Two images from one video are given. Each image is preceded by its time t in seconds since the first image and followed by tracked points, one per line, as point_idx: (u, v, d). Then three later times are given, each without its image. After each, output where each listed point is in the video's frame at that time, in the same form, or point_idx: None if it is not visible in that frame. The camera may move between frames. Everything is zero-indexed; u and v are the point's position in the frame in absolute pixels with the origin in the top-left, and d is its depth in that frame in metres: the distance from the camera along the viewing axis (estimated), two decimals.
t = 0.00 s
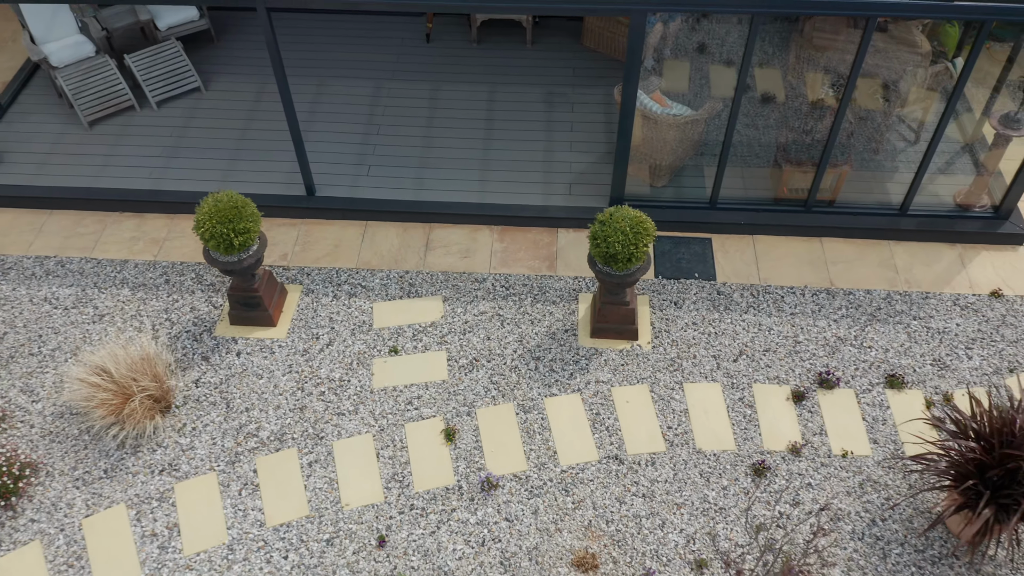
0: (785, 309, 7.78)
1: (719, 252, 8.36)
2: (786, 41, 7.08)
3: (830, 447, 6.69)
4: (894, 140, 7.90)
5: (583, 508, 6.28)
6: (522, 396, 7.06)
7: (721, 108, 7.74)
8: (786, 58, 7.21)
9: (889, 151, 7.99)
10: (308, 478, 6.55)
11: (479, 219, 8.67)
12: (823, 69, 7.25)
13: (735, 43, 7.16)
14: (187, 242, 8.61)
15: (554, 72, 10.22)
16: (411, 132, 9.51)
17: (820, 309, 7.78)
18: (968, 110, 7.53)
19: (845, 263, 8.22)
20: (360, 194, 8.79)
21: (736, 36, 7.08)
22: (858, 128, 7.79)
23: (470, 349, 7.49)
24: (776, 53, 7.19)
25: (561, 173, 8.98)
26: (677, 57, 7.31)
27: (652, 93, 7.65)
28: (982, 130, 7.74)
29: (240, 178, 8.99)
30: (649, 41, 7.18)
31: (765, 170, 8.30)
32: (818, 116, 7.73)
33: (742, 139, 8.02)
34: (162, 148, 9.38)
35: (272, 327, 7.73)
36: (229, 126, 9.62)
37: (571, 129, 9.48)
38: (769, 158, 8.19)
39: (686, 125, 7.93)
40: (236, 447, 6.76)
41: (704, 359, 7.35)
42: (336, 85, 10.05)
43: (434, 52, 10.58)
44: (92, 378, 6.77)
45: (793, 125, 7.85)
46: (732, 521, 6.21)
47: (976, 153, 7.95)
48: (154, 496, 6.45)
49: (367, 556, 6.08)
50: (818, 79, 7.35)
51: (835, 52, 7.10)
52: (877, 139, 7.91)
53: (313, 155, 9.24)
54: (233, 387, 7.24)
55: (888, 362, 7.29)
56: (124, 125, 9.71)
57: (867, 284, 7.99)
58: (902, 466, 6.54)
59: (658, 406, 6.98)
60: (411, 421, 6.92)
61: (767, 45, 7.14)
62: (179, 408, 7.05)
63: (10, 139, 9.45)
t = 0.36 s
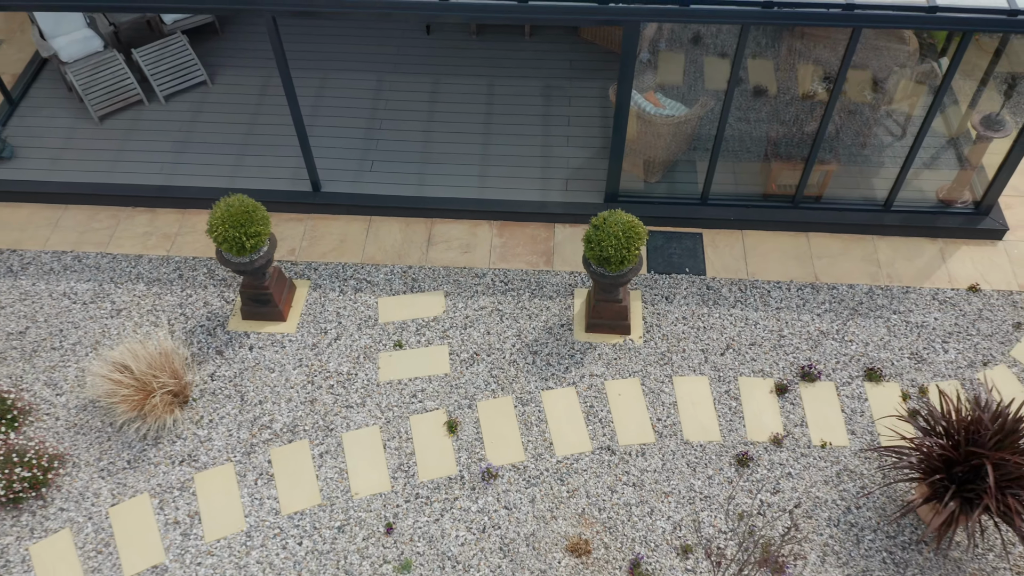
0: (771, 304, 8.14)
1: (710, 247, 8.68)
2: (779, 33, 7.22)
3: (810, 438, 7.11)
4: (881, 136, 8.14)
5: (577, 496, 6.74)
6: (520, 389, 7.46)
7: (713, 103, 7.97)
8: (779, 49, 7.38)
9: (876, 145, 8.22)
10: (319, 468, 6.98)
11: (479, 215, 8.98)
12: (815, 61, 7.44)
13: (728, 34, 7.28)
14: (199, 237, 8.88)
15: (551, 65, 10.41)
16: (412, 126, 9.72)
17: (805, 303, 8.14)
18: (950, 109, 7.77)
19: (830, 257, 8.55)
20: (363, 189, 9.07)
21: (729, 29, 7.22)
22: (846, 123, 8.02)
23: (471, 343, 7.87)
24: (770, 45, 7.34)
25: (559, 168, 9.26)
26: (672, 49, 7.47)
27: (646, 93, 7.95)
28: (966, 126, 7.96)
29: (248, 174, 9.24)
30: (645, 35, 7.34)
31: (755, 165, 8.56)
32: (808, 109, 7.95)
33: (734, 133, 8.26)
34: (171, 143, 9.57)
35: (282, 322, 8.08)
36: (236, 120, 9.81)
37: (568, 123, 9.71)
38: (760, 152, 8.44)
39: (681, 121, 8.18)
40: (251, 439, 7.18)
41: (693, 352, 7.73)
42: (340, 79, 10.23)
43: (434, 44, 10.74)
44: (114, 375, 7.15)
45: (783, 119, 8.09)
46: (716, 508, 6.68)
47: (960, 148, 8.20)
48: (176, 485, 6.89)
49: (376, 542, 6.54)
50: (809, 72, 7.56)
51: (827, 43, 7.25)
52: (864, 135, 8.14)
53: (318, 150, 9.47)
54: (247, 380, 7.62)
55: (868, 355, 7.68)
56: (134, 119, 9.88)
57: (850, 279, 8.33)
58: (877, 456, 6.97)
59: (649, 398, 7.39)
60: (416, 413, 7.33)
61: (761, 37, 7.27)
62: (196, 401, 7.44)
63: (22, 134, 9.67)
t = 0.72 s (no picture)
0: (757, 306, 8.62)
1: (700, 251, 9.13)
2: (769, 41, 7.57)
3: (791, 436, 7.63)
4: (866, 141, 8.53)
5: (574, 491, 7.28)
6: (521, 390, 7.97)
7: (706, 110, 8.34)
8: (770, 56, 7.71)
9: (861, 150, 8.61)
10: (335, 465, 7.52)
11: (482, 220, 9.40)
12: (805, 66, 7.78)
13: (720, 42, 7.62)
14: (215, 242, 9.30)
15: (550, 70, 10.76)
16: (417, 132, 10.11)
17: (790, 306, 8.62)
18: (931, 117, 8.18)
19: (815, 261, 9.00)
20: (372, 195, 9.48)
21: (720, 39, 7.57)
22: (833, 128, 8.40)
23: (475, 345, 8.36)
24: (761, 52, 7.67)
25: (558, 174, 9.66)
26: (666, 54, 7.80)
27: (641, 105, 8.37)
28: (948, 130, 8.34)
29: (261, 180, 9.63)
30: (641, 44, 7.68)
31: (745, 170, 8.96)
32: (797, 114, 8.31)
33: (726, 138, 8.63)
34: (187, 149, 9.95)
35: (297, 325, 8.56)
36: (248, 126, 10.17)
37: (567, 129, 10.10)
38: (750, 157, 8.82)
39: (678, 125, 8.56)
40: (271, 437, 7.70)
41: (684, 354, 8.23)
42: (347, 84, 10.59)
43: (437, 48, 11.07)
44: (142, 379, 7.64)
45: (773, 124, 8.44)
46: (702, 502, 7.23)
47: (941, 155, 8.60)
48: (202, 482, 7.43)
49: (388, 534, 7.09)
50: (798, 78, 7.92)
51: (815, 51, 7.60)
52: (850, 140, 8.52)
53: (327, 155, 9.85)
54: (265, 381, 8.12)
55: (848, 357, 8.17)
56: (150, 125, 10.24)
57: (833, 282, 8.80)
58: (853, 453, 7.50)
59: (641, 398, 7.90)
60: (424, 413, 7.84)
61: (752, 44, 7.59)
62: (218, 401, 7.95)
63: (43, 140, 10.05)
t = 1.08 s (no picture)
0: (747, 312, 9.10)
1: (694, 258, 9.59)
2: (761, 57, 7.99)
3: (777, 436, 8.14)
4: (853, 152, 8.93)
5: (573, 489, 7.82)
6: (524, 393, 8.47)
7: (701, 121, 8.75)
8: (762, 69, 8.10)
9: (848, 160, 9.01)
10: (349, 464, 8.04)
11: (486, 228, 9.85)
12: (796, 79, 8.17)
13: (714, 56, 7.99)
14: (232, 249, 9.75)
15: (551, 80, 11.15)
16: (424, 142, 10.53)
17: (777, 312, 9.09)
18: (914, 129, 8.57)
19: (802, 269, 9.46)
20: (381, 205, 9.93)
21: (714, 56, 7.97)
22: (821, 138, 8.79)
23: (479, 350, 8.85)
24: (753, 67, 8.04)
25: (558, 183, 10.10)
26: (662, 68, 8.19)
27: (637, 120, 8.81)
28: (930, 142, 8.75)
29: (274, 190, 10.07)
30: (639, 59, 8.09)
31: (737, 180, 9.38)
32: (788, 124, 8.72)
33: (719, 147, 9.02)
34: (203, 159, 10.37)
35: (311, 330, 9.05)
36: (261, 136, 10.59)
37: (567, 139, 10.53)
38: (742, 166, 9.23)
39: (674, 134, 8.96)
40: (289, 438, 8.21)
41: (677, 358, 8.72)
42: (356, 94, 10.98)
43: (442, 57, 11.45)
44: (168, 384, 8.15)
45: (764, 134, 8.85)
46: (692, 499, 7.77)
47: (924, 164, 9.00)
48: (226, 480, 7.95)
49: (400, 529, 7.63)
50: (790, 88, 8.29)
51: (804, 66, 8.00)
52: (837, 151, 8.92)
53: (337, 165, 10.28)
54: (283, 384, 8.62)
55: (831, 361, 8.67)
56: (167, 134, 10.65)
57: (819, 289, 9.27)
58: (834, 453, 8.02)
59: (636, 401, 8.40)
60: (432, 414, 8.35)
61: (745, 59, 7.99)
62: (239, 403, 8.46)
63: (64, 150, 10.48)
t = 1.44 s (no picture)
0: (735, 318, 9.57)
1: (685, 266, 10.05)
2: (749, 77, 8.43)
3: (762, 437, 8.63)
4: (838, 162, 9.32)
5: (569, 486, 8.32)
6: (522, 396, 8.95)
7: (693, 133, 9.13)
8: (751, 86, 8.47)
9: (833, 171, 9.42)
10: (358, 463, 8.54)
11: (487, 237, 10.31)
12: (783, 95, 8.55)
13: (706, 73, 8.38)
14: (245, 257, 10.22)
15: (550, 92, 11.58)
16: (427, 153, 10.97)
17: (764, 318, 9.56)
18: (897, 142, 8.96)
19: (788, 276, 9.92)
20: (387, 215, 10.38)
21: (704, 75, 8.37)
22: (809, 149, 9.17)
23: (481, 354, 9.33)
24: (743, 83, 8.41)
25: (556, 193, 10.55)
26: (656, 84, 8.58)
27: (631, 135, 9.27)
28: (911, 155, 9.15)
29: (285, 200, 10.51)
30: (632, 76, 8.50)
31: (727, 190, 9.81)
32: (777, 134, 9.09)
33: (710, 157, 9.40)
34: (216, 169, 10.81)
35: (321, 335, 9.53)
36: (271, 147, 11.03)
37: (564, 150, 10.98)
38: (732, 177, 9.64)
39: (667, 147, 9.37)
40: (301, 438, 8.71)
41: (668, 363, 9.20)
42: (362, 107, 11.41)
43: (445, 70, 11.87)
44: (188, 388, 8.63)
45: (754, 145, 9.22)
46: (681, 496, 8.27)
47: (906, 176, 9.39)
48: (243, 478, 8.45)
49: (407, 524, 8.14)
50: (779, 103, 8.64)
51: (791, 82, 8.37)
52: (823, 161, 9.31)
53: (345, 176, 10.73)
54: (295, 387, 9.11)
55: (814, 365, 9.14)
56: (181, 146, 11.08)
57: (804, 296, 9.73)
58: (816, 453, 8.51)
59: (629, 403, 8.89)
60: (436, 416, 8.84)
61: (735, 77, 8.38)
62: (254, 406, 8.95)
63: (83, 160, 10.93)
